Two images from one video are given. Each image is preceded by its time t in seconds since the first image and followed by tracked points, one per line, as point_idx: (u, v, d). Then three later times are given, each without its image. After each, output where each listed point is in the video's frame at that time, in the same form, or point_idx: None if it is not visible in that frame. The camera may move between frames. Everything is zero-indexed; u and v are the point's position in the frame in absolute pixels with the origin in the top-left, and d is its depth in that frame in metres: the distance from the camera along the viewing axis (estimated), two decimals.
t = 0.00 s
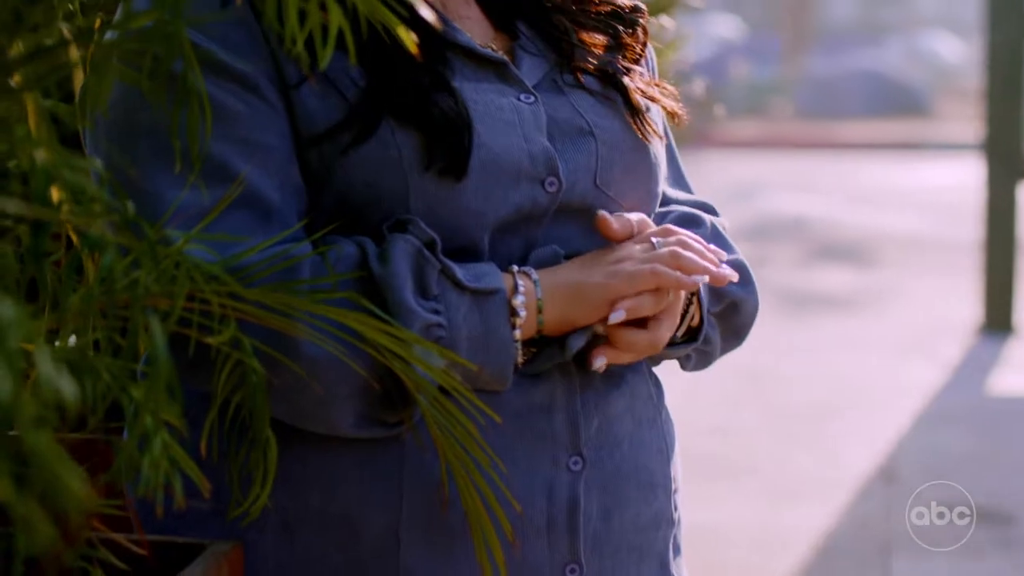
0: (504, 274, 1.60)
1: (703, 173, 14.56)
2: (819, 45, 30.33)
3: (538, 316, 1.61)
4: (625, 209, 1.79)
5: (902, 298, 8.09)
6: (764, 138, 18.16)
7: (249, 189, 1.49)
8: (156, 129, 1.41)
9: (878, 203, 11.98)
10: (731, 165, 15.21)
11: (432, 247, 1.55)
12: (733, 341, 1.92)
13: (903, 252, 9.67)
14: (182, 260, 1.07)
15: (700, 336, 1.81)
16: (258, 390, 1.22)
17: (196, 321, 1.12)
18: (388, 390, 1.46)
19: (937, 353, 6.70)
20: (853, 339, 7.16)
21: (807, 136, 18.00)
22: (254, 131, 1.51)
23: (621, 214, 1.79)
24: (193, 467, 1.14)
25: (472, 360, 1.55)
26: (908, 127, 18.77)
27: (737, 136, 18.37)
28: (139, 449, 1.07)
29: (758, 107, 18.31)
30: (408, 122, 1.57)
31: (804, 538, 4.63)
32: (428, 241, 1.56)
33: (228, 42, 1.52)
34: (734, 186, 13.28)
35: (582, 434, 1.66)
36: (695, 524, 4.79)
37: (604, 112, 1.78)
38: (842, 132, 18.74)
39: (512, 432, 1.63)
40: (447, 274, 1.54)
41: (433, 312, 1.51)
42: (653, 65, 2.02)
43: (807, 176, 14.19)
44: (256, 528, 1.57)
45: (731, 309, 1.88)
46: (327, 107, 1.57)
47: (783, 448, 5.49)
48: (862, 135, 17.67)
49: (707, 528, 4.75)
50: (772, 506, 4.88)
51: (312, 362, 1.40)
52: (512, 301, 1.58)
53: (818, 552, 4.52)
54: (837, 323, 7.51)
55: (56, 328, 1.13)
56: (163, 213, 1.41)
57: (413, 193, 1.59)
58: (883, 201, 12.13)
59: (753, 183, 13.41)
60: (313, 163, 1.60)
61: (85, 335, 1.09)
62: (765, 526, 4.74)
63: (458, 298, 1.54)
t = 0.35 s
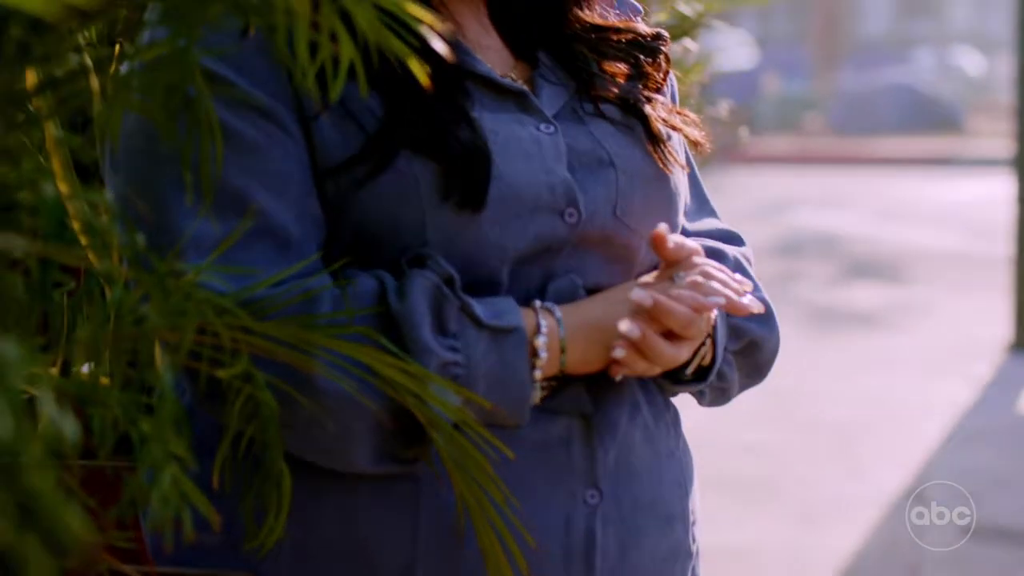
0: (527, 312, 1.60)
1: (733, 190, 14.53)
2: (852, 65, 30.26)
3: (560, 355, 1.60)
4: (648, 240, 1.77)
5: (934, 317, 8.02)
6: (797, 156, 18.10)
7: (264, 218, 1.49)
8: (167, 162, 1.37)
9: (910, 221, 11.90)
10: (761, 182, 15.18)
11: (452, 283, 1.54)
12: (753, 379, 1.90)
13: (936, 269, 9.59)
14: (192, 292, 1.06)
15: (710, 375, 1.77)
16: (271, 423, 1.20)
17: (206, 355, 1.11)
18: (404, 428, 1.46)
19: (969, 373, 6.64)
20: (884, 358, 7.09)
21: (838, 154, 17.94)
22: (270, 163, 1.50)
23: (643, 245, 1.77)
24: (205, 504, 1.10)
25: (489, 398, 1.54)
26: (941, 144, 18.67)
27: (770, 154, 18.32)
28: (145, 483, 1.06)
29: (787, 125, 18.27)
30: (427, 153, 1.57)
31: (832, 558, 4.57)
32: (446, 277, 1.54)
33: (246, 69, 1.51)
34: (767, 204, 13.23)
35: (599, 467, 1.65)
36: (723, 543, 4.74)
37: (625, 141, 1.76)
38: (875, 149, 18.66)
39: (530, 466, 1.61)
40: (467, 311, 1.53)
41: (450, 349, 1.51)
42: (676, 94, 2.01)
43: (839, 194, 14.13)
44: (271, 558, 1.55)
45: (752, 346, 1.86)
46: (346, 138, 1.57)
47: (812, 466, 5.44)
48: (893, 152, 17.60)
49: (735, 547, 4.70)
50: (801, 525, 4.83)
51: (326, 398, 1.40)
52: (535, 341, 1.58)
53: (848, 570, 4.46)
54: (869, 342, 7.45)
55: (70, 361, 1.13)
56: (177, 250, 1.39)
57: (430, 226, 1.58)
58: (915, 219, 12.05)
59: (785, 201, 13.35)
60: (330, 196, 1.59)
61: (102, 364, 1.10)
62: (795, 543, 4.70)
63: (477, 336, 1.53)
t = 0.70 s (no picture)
0: (555, 366, 1.57)
1: (763, 212, 14.49)
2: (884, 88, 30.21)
3: (584, 415, 1.58)
4: (669, 279, 1.75)
5: (966, 340, 7.95)
6: (828, 177, 18.07)
7: (280, 254, 1.47)
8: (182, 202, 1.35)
9: (942, 242, 11.84)
10: (791, 205, 15.13)
11: (474, 330, 1.52)
12: (775, 421, 1.88)
13: (967, 291, 9.53)
14: (205, 334, 1.04)
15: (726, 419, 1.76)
16: (285, 465, 1.18)
17: (219, 399, 1.09)
18: (420, 474, 1.43)
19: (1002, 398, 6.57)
20: (916, 381, 7.04)
21: (868, 175, 17.88)
22: (290, 200, 1.48)
23: (664, 284, 1.75)
24: (217, 546, 1.06)
25: (508, 445, 1.52)
26: (972, 167, 18.59)
27: (801, 177, 18.30)
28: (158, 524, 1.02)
29: (817, 148, 18.22)
30: (449, 191, 1.55)
31: None
32: (468, 324, 1.52)
33: (267, 105, 1.49)
34: (797, 226, 13.19)
35: (619, 511, 1.64)
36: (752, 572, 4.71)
37: (648, 180, 1.75)
38: (906, 172, 18.59)
39: (552, 510, 1.59)
40: (489, 358, 1.51)
41: (470, 397, 1.48)
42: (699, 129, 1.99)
43: (871, 215, 14.07)
44: None
45: (775, 388, 1.84)
46: (369, 175, 1.55)
47: (842, 493, 5.40)
48: (924, 173, 17.52)
49: None
50: (830, 555, 4.79)
51: (343, 442, 1.38)
52: (559, 401, 1.55)
53: None
54: (900, 364, 7.39)
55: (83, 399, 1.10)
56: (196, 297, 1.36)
57: (451, 265, 1.56)
58: (947, 240, 11.98)
59: (816, 223, 13.30)
60: (350, 234, 1.56)
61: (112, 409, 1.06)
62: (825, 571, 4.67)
63: (499, 383, 1.51)
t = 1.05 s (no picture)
0: (571, 419, 1.57)
1: (790, 234, 14.45)
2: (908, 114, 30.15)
3: (598, 474, 1.58)
4: (685, 321, 1.74)
5: (991, 365, 7.89)
6: (852, 198, 18.02)
7: (291, 293, 1.46)
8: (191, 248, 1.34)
9: (966, 267, 11.77)
10: (817, 227, 15.07)
11: (491, 382, 1.52)
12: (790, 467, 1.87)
13: (992, 316, 9.46)
14: (217, 377, 1.04)
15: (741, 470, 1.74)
16: (297, 509, 1.17)
17: (230, 441, 1.09)
18: (432, 518, 1.43)
19: None
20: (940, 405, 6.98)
21: (895, 197, 17.81)
22: (306, 244, 1.47)
23: (680, 325, 1.74)
24: None
25: (521, 496, 1.52)
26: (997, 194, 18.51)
27: (825, 199, 18.26)
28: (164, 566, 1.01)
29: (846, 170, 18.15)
30: (465, 233, 1.54)
31: None
32: (484, 377, 1.52)
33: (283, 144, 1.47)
34: (821, 248, 13.14)
35: (633, 557, 1.64)
36: None
37: (665, 221, 1.74)
38: (930, 195, 18.52)
39: (566, 556, 1.58)
40: (505, 411, 1.51)
41: (482, 450, 1.48)
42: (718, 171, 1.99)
43: (894, 239, 14.01)
44: None
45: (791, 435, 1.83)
46: (385, 218, 1.54)
47: (865, 516, 5.35)
48: (951, 196, 17.43)
49: None
50: None
51: (357, 488, 1.38)
52: (574, 461, 1.55)
53: None
54: (925, 388, 7.34)
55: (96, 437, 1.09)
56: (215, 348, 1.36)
57: (467, 305, 1.55)
58: (972, 266, 11.91)
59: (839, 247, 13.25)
60: (366, 273, 1.56)
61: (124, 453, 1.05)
62: None
63: (514, 436, 1.51)
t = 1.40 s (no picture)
0: (591, 473, 1.56)
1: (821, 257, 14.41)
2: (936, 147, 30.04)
3: (616, 533, 1.56)
4: (705, 370, 1.73)
5: None
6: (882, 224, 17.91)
7: (311, 341, 1.46)
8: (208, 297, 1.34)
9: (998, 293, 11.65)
10: (848, 250, 15.03)
11: (512, 437, 1.50)
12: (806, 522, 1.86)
13: None
14: (232, 430, 1.03)
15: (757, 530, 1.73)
16: (311, 561, 1.15)
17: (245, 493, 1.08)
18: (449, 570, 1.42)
19: None
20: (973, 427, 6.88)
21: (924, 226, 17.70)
22: (326, 294, 1.47)
23: (700, 375, 1.73)
24: None
25: (540, 553, 1.50)
26: None
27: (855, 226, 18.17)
28: None
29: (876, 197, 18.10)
30: (487, 283, 1.54)
31: None
32: (505, 432, 1.50)
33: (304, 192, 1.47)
34: (852, 272, 13.05)
35: None
36: None
37: (684, 270, 1.74)
38: (960, 223, 18.40)
39: None
40: (525, 465, 1.50)
41: (504, 505, 1.47)
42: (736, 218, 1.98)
43: (925, 264, 13.90)
44: None
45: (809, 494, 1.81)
46: (406, 266, 1.54)
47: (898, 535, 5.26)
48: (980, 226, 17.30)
49: None
50: None
51: (375, 543, 1.37)
52: (592, 520, 1.54)
53: None
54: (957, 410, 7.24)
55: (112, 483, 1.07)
56: (232, 398, 1.34)
57: (488, 353, 1.54)
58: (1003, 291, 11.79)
59: (869, 272, 13.16)
60: (388, 320, 1.55)
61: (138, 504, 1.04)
62: None
63: (534, 491, 1.50)
